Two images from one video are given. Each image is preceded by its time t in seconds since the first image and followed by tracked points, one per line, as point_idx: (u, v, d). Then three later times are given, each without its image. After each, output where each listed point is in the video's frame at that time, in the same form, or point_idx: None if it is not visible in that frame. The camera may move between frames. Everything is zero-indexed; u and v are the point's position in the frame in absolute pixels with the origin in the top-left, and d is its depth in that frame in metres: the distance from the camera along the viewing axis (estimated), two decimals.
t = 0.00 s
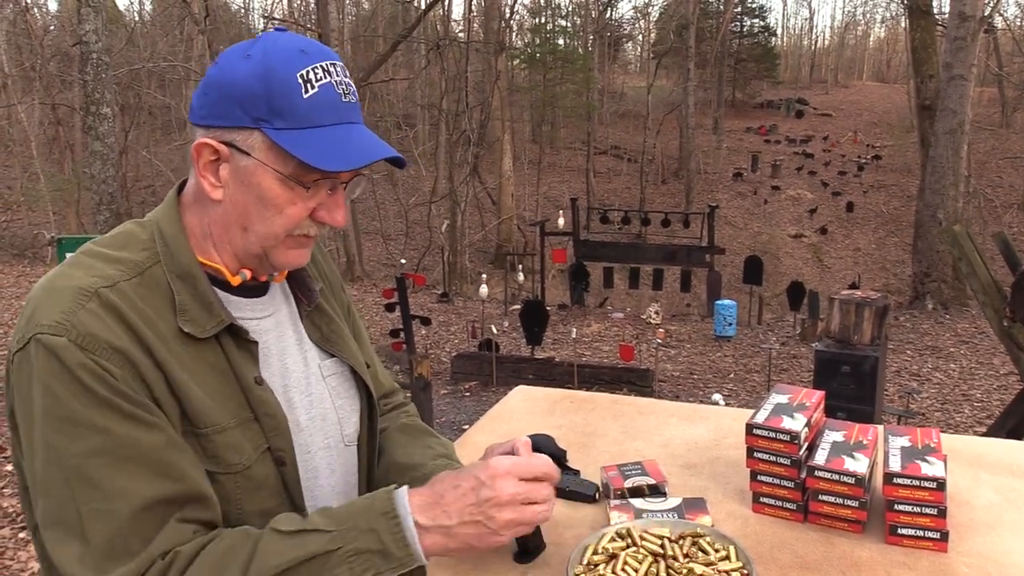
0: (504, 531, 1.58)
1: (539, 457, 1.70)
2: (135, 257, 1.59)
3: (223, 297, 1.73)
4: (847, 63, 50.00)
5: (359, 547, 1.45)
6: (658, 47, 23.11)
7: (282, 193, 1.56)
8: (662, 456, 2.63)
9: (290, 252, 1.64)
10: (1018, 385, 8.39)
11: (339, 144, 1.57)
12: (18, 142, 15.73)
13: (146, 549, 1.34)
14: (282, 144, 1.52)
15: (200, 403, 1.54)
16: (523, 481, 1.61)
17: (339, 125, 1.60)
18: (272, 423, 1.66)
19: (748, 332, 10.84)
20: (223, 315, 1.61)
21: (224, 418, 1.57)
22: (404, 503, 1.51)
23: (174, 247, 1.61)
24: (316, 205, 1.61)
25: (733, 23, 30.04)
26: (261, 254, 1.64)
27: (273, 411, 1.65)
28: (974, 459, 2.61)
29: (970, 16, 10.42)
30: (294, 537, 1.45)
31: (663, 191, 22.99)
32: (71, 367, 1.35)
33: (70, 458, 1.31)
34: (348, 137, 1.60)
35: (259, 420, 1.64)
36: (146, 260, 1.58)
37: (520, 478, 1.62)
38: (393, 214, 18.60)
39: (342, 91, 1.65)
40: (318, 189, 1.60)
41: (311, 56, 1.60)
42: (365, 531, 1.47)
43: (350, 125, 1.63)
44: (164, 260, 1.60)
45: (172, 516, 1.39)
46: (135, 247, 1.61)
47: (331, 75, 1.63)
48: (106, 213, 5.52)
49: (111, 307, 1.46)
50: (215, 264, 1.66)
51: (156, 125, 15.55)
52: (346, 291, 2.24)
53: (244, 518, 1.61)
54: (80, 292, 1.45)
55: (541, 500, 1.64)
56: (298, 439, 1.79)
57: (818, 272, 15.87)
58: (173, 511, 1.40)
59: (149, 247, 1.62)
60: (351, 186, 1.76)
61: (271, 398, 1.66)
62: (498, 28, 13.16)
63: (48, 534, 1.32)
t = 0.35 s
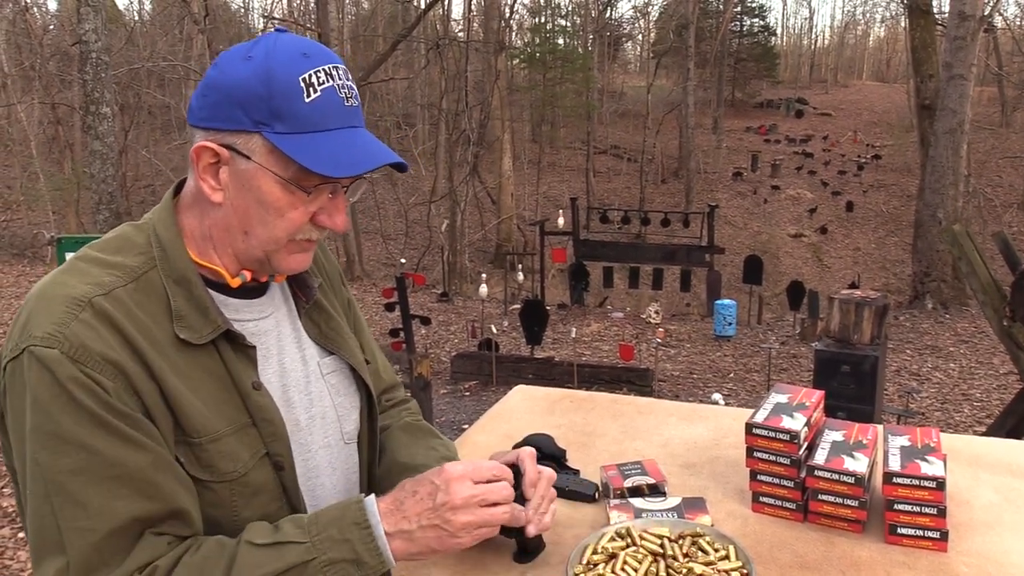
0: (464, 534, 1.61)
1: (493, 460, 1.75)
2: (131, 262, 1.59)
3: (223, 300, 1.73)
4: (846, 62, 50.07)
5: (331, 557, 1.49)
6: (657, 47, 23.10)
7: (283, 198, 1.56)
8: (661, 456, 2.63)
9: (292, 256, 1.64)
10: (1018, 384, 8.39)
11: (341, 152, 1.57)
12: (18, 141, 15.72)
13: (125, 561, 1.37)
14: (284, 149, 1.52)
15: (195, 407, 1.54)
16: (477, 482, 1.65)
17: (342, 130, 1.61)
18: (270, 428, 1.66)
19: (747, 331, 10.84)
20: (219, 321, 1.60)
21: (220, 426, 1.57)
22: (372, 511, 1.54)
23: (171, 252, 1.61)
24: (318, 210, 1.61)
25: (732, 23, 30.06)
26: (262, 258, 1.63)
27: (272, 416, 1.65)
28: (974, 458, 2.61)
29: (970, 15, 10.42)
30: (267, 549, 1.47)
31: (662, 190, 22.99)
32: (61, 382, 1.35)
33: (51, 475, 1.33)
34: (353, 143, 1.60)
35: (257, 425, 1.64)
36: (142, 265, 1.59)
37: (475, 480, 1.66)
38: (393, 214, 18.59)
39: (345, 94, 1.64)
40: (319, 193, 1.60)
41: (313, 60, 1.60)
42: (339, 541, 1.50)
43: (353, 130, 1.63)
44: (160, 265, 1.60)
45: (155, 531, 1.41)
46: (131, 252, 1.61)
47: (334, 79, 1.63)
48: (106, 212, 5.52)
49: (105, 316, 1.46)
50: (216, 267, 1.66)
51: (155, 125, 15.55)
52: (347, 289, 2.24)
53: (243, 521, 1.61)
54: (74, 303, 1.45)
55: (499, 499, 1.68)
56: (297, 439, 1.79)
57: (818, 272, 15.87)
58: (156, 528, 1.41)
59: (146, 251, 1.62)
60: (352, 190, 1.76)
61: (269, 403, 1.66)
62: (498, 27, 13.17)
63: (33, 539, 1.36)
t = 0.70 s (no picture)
0: (525, 523, 1.53)
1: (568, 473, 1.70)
2: (144, 253, 1.59)
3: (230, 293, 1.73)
4: (846, 62, 50.17)
5: (385, 525, 1.43)
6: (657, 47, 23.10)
7: (288, 185, 1.56)
8: (660, 456, 2.63)
9: (297, 246, 1.64)
10: (1018, 384, 8.39)
11: (344, 136, 1.56)
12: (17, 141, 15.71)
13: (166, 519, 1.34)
14: (289, 135, 1.51)
15: (207, 394, 1.54)
16: (551, 478, 1.61)
17: (343, 117, 1.60)
18: (275, 418, 1.65)
19: (747, 331, 10.85)
20: (229, 309, 1.61)
21: (231, 409, 1.57)
22: (432, 486, 1.49)
23: (183, 244, 1.61)
24: (322, 198, 1.61)
25: (732, 23, 30.10)
26: (268, 248, 1.64)
27: (277, 405, 1.65)
28: (973, 458, 2.61)
29: (969, 15, 10.41)
30: (319, 517, 1.43)
31: (662, 190, 23.00)
32: (83, 353, 1.35)
33: (87, 435, 1.31)
34: (349, 127, 1.59)
35: (263, 415, 1.63)
36: (155, 255, 1.59)
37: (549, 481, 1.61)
38: (392, 214, 18.59)
39: (346, 85, 1.64)
40: (323, 180, 1.59)
41: (315, 53, 1.60)
42: (393, 510, 1.45)
43: (353, 118, 1.62)
44: (171, 257, 1.61)
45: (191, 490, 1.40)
46: (144, 243, 1.61)
47: (335, 71, 1.63)
48: (105, 213, 5.52)
49: (122, 294, 1.47)
50: (222, 259, 1.67)
51: (155, 125, 15.54)
52: (349, 291, 2.25)
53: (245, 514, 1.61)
54: (92, 282, 1.46)
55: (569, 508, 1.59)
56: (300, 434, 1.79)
57: (818, 271, 15.89)
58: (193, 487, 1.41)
59: (158, 243, 1.62)
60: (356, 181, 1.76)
61: (274, 393, 1.66)
62: (497, 27, 13.16)
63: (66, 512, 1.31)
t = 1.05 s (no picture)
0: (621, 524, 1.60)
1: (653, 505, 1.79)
2: (146, 244, 1.58)
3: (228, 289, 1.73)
4: (845, 62, 50.22)
5: (487, 494, 1.42)
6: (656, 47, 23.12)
7: (287, 183, 1.56)
8: (659, 455, 2.63)
9: (295, 244, 1.64)
10: (1018, 383, 8.39)
11: (342, 135, 1.55)
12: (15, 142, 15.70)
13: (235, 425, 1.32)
14: (289, 134, 1.51)
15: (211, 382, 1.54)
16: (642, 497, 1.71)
17: (343, 116, 1.58)
18: (274, 409, 1.66)
19: (746, 331, 10.85)
20: (231, 299, 1.61)
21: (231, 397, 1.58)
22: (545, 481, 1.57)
23: (184, 237, 1.61)
24: (320, 196, 1.60)
25: (731, 22, 30.14)
26: (266, 244, 1.64)
27: (276, 394, 1.66)
28: (971, 457, 2.62)
29: (968, 15, 10.43)
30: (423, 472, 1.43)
31: (661, 190, 23.02)
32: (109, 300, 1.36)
33: (134, 362, 1.30)
34: (347, 126, 1.57)
35: (262, 403, 1.64)
36: (157, 246, 1.59)
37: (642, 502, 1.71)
38: (392, 214, 18.59)
39: (346, 87, 1.63)
40: (321, 177, 1.59)
41: (317, 54, 1.59)
42: (499, 483, 1.45)
43: (353, 119, 1.61)
44: (173, 248, 1.60)
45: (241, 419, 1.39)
46: (145, 235, 1.61)
47: (336, 73, 1.62)
48: (104, 213, 5.52)
49: (134, 269, 1.49)
50: (221, 254, 1.67)
51: (153, 125, 15.54)
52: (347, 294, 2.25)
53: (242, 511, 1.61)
54: (105, 259, 1.47)
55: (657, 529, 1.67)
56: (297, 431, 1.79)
57: (817, 271, 15.90)
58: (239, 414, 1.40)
59: (159, 236, 1.62)
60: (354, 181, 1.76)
61: (273, 382, 1.67)
62: (496, 27, 13.16)
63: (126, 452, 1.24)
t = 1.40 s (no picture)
0: (606, 550, 1.41)
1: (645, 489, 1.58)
2: (119, 248, 1.57)
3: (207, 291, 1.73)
4: (843, 62, 50.29)
5: (453, 529, 1.33)
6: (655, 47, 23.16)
7: (238, 179, 1.56)
8: (658, 455, 2.63)
9: (261, 241, 1.64)
10: (1016, 383, 8.41)
11: (282, 123, 1.54)
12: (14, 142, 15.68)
13: (200, 457, 1.32)
14: (229, 129, 1.51)
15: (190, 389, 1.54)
16: (626, 497, 1.49)
17: (290, 103, 1.58)
18: (257, 413, 1.65)
19: (745, 330, 10.87)
20: (207, 302, 1.61)
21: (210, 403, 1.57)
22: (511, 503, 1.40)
23: (158, 239, 1.61)
24: (278, 189, 1.60)
25: (730, 22, 30.16)
26: (230, 244, 1.64)
27: (258, 398, 1.65)
28: (970, 456, 2.62)
29: (966, 15, 10.48)
30: (392, 504, 1.36)
31: (660, 190, 23.04)
32: (78, 321, 1.35)
33: (99, 394, 1.30)
34: (295, 113, 1.57)
35: (244, 407, 1.64)
36: (131, 251, 1.58)
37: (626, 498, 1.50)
38: (391, 214, 18.60)
39: (289, 71, 1.62)
40: (275, 169, 1.59)
41: (254, 40, 1.58)
42: (466, 516, 1.34)
43: (301, 103, 1.60)
44: (148, 251, 1.59)
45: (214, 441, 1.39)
46: (120, 240, 1.60)
47: (276, 57, 1.61)
48: (103, 213, 5.51)
49: (104, 279, 1.47)
50: (193, 256, 1.67)
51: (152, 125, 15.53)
52: (339, 293, 2.26)
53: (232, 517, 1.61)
54: (73, 270, 1.45)
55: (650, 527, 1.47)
56: (285, 434, 1.79)
57: (815, 271, 15.93)
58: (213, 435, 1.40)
59: (134, 239, 1.61)
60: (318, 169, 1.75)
61: (256, 385, 1.66)
62: (495, 27, 13.17)
63: (99, 487, 1.27)
